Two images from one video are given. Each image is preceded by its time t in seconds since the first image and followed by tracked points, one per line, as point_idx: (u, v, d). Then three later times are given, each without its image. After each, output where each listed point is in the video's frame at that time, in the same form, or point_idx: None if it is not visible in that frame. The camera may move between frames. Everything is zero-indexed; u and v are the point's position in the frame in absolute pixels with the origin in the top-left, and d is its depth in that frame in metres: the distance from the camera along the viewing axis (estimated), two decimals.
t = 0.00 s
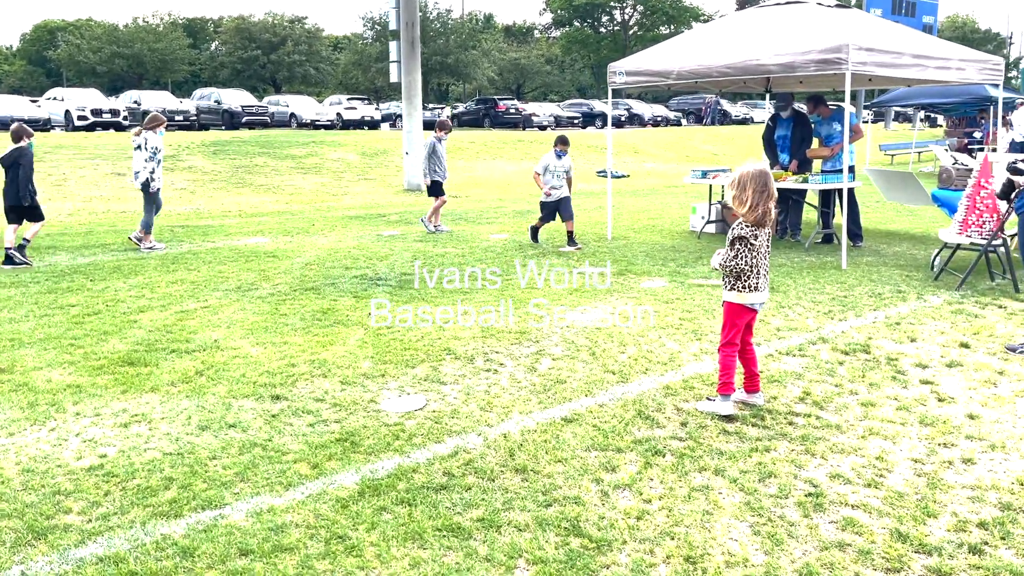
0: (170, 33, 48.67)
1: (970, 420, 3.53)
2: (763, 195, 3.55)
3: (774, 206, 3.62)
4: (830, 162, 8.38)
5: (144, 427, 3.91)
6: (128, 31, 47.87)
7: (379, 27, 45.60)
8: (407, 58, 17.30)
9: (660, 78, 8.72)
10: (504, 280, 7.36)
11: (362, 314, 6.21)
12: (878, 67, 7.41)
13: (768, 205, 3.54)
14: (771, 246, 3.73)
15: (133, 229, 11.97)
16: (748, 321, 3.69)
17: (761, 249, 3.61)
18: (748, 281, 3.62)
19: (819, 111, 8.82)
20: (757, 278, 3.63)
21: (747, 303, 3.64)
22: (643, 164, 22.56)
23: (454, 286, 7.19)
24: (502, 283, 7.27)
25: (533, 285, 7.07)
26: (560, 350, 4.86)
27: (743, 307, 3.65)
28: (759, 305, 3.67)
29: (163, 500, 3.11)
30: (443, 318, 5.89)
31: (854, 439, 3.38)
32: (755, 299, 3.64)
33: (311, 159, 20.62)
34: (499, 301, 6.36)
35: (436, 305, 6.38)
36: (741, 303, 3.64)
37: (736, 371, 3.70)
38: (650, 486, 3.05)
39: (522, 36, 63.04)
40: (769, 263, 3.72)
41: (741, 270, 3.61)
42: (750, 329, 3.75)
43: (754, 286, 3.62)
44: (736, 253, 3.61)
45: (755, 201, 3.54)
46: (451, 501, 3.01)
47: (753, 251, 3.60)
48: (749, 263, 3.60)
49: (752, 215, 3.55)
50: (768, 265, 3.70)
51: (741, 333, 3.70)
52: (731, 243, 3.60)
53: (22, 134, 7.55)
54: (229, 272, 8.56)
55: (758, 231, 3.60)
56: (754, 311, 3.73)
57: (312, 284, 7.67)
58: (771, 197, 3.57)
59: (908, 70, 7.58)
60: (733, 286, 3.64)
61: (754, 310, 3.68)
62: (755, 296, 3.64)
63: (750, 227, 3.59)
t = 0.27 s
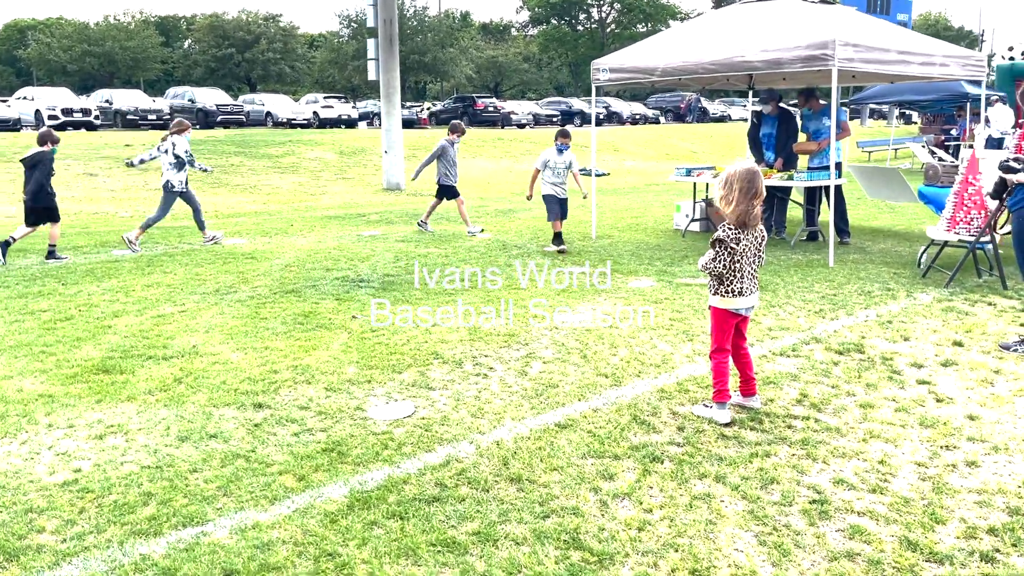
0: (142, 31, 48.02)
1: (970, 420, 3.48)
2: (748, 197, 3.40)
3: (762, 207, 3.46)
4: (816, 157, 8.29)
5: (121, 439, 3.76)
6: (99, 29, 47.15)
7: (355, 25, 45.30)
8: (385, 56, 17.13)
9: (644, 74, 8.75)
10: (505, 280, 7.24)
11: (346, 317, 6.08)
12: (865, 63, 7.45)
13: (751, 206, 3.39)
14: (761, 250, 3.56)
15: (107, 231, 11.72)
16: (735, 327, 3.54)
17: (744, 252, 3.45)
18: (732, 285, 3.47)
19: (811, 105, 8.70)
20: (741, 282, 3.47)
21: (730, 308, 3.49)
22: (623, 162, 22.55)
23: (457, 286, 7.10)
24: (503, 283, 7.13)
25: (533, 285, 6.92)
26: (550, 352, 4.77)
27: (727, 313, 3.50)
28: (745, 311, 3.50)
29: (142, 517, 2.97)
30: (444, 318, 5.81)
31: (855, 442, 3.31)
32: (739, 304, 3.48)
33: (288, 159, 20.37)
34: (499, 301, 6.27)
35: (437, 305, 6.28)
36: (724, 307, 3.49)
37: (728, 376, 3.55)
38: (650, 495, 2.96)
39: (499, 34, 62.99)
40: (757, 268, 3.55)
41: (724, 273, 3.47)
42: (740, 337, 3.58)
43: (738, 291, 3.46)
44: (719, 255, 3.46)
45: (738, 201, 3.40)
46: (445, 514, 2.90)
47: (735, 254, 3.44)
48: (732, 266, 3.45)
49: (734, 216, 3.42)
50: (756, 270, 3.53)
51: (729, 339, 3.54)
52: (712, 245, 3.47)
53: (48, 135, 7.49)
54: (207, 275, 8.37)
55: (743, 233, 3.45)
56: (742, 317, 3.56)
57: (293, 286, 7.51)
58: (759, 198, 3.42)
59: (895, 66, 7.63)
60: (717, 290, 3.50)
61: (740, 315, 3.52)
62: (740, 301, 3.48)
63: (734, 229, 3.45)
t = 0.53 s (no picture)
0: (117, 30, 47.36)
1: (978, 422, 3.43)
2: (746, 199, 3.25)
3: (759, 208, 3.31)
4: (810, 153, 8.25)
5: (106, 451, 3.61)
6: (73, 28, 46.43)
7: (334, 24, 44.97)
8: (367, 55, 16.97)
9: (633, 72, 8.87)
10: (504, 281, 7.19)
11: (336, 320, 5.96)
12: (855, 60, 7.50)
13: (747, 208, 3.24)
14: (760, 254, 3.39)
15: (84, 233, 11.49)
16: (734, 333, 3.38)
17: (740, 256, 3.29)
18: (729, 290, 3.31)
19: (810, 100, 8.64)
20: (738, 286, 3.31)
21: (728, 313, 3.33)
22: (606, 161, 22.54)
23: (454, 286, 7.07)
24: (503, 283, 7.15)
25: (534, 285, 6.93)
26: (547, 356, 4.69)
27: (726, 319, 3.34)
28: (744, 318, 3.34)
29: (131, 535, 2.84)
30: (443, 317, 5.80)
31: (863, 446, 3.25)
32: (736, 309, 3.32)
33: (268, 159, 20.13)
34: (498, 301, 6.27)
35: (437, 305, 6.26)
36: (721, 313, 3.33)
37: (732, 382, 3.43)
38: (660, 504, 2.87)
39: (478, 33, 62.87)
40: (756, 272, 3.38)
41: (719, 277, 3.31)
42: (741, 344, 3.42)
43: (735, 296, 3.30)
44: (713, 259, 3.30)
45: (733, 203, 3.25)
46: (449, 527, 2.80)
47: (731, 258, 3.28)
48: (728, 270, 3.29)
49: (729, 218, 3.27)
50: (755, 274, 3.37)
51: (730, 345, 3.39)
52: (706, 247, 3.32)
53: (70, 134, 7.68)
54: (190, 278, 8.20)
55: (739, 235, 3.29)
56: (740, 323, 3.40)
57: (279, 289, 7.37)
58: (756, 199, 3.27)
59: (884, 64, 7.70)
60: (715, 296, 3.34)
61: (738, 321, 3.36)
62: (739, 307, 3.31)
63: (729, 232, 3.30)
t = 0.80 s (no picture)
0: (95, 30, 46.83)
1: (999, 428, 3.37)
2: (759, 201, 3.16)
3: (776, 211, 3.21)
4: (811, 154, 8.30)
5: (103, 465, 3.48)
6: (50, 27, 45.79)
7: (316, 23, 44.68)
8: (353, 54, 16.80)
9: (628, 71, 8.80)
10: (504, 281, 7.21)
11: (333, 326, 5.83)
12: (852, 59, 7.47)
13: (760, 211, 3.15)
14: (782, 259, 3.28)
15: (67, 236, 11.28)
16: (754, 340, 3.29)
17: (756, 260, 3.20)
18: (747, 296, 3.22)
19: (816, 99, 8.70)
20: (757, 292, 3.21)
21: (747, 319, 3.24)
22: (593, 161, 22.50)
23: (454, 286, 7.07)
24: (503, 282, 7.15)
25: (535, 285, 6.93)
26: (553, 362, 4.59)
27: (745, 325, 3.25)
28: (765, 324, 3.24)
29: (136, 557, 2.72)
30: (443, 318, 5.80)
31: (886, 454, 3.18)
32: (754, 315, 3.22)
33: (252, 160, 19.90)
34: (498, 301, 6.28)
35: (436, 304, 6.28)
36: (740, 319, 3.25)
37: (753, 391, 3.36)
38: (685, 518, 2.78)
39: (460, 32, 62.68)
40: (779, 278, 3.27)
41: (736, 282, 3.23)
42: (763, 350, 3.35)
43: (753, 302, 3.21)
44: (728, 264, 3.23)
45: (745, 206, 3.17)
46: (468, 544, 2.70)
47: (746, 262, 3.20)
48: (743, 275, 3.21)
49: (742, 222, 3.19)
50: (776, 279, 3.26)
51: (750, 353, 3.31)
52: (719, 252, 3.26)
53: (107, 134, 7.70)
54: (179, 282, 8.04)
55: (755, 239, 3.20)
56: (762, 331, 3.30)
57: (271, 294, 7.22)
58: (771, 201, 3.17)
59: (881, 63, 7.67)
60: (733, 302, 3.26)
61: (758, 328, 3.27)
62: (757, 313, 3.22)
63: (743, 236, 3.21)
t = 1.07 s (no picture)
0: (73, 30, 46.25)
1: None
2: (781, 211, 3.09)
3: (801, 222, 3.13)
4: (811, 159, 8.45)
5: (105, 487, 3.36)
6: (26, 28, 45.16)
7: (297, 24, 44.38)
8: (339, 56, 16.64)
9: (623, 73, 8.79)
10: (504, 281, 7.44)
11: (332, 335, 5.72)
12: (851, 63, 7.56)
13: (782, 222, 3.08)
14: (808, 269, 3.20)
15: (50, 241, 11.07)
16: (777, 351, 3.24)
17: (778, 272, 3.15)
18: (769, 306, 3.18)
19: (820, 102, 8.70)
20: (779, 303, 3.16)
21: (769, 331, 3.19)
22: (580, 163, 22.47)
23: (453, 288, 7.34)
24: (502, 283, 7.40)
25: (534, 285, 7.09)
26: (563, 372, 4.51)
27: (767, 336, 3.21)
28: (788, 335, 3.19)
29: None
30: (443, 318, 6.03)
31: (912, 468, 3.12)
32: (776, 327, 3.17)
33: (236, 162, 19.67)
34: (498, 301, 6.53)
35: (436, 305, 6.54)
36: (762, 330, 3.20)
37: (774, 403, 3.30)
38: (714, 538, 2.71)
39: (442, 33, 62.46)
40: (803, 289, 3.21)
41: (758, 292, 3.19)
42: (786, 363, 3.28)
43: (775, 313, 3.16)
44: (749, 274, 3.20)
45: (767, 216, 3.10)
46: (493, 570, 2.61)
47: (767, 272, 3.15)
48: (765, 286, 3.16)
49: (764, 232, 3.13)
50: (800, 291, 3.20)
51: (773, 365, 3.25)
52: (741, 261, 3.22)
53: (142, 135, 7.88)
54: (170, 290, 7.88)
55: (778, 251, 3.14)
56: (787, 342, 3.24)
57: (266, 301, 7.09)
58: (795, 212, 3.09)
59: (879, 66, 7.74)
60: (756, 312, 3.22)
61: (781, 339, 3.21)
62: (780, 325, 3.17)
63: (766, 245, 3.16)
